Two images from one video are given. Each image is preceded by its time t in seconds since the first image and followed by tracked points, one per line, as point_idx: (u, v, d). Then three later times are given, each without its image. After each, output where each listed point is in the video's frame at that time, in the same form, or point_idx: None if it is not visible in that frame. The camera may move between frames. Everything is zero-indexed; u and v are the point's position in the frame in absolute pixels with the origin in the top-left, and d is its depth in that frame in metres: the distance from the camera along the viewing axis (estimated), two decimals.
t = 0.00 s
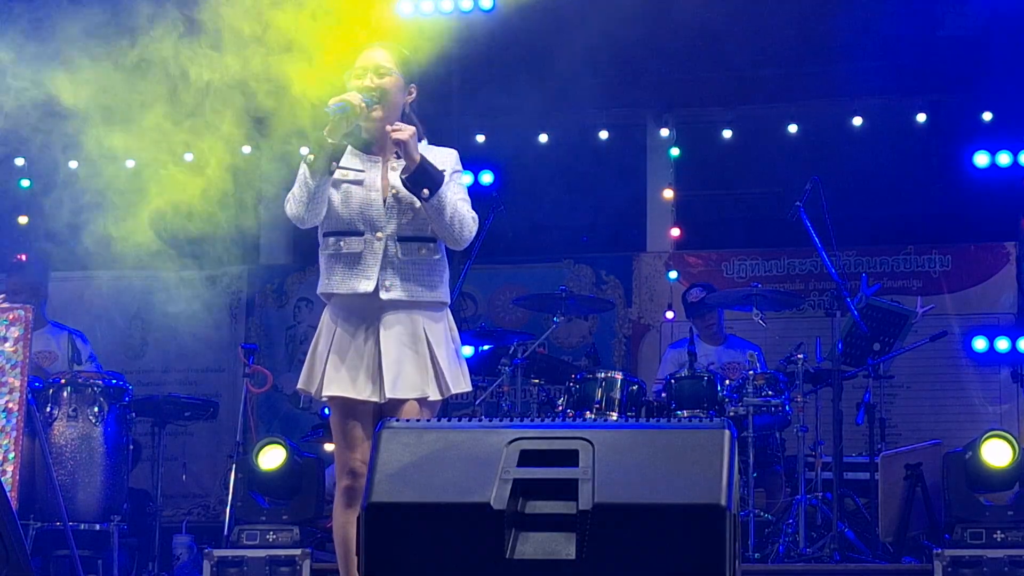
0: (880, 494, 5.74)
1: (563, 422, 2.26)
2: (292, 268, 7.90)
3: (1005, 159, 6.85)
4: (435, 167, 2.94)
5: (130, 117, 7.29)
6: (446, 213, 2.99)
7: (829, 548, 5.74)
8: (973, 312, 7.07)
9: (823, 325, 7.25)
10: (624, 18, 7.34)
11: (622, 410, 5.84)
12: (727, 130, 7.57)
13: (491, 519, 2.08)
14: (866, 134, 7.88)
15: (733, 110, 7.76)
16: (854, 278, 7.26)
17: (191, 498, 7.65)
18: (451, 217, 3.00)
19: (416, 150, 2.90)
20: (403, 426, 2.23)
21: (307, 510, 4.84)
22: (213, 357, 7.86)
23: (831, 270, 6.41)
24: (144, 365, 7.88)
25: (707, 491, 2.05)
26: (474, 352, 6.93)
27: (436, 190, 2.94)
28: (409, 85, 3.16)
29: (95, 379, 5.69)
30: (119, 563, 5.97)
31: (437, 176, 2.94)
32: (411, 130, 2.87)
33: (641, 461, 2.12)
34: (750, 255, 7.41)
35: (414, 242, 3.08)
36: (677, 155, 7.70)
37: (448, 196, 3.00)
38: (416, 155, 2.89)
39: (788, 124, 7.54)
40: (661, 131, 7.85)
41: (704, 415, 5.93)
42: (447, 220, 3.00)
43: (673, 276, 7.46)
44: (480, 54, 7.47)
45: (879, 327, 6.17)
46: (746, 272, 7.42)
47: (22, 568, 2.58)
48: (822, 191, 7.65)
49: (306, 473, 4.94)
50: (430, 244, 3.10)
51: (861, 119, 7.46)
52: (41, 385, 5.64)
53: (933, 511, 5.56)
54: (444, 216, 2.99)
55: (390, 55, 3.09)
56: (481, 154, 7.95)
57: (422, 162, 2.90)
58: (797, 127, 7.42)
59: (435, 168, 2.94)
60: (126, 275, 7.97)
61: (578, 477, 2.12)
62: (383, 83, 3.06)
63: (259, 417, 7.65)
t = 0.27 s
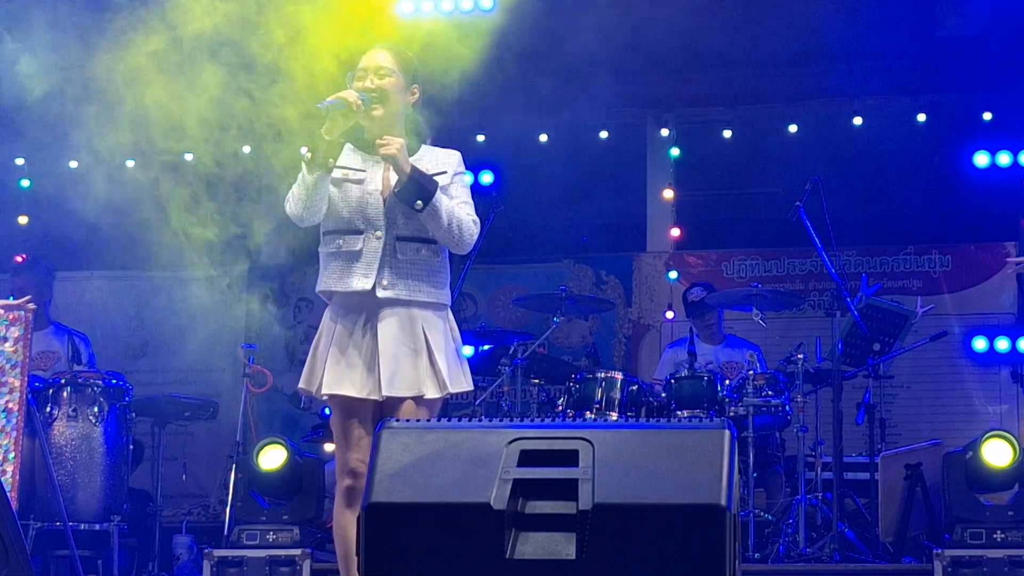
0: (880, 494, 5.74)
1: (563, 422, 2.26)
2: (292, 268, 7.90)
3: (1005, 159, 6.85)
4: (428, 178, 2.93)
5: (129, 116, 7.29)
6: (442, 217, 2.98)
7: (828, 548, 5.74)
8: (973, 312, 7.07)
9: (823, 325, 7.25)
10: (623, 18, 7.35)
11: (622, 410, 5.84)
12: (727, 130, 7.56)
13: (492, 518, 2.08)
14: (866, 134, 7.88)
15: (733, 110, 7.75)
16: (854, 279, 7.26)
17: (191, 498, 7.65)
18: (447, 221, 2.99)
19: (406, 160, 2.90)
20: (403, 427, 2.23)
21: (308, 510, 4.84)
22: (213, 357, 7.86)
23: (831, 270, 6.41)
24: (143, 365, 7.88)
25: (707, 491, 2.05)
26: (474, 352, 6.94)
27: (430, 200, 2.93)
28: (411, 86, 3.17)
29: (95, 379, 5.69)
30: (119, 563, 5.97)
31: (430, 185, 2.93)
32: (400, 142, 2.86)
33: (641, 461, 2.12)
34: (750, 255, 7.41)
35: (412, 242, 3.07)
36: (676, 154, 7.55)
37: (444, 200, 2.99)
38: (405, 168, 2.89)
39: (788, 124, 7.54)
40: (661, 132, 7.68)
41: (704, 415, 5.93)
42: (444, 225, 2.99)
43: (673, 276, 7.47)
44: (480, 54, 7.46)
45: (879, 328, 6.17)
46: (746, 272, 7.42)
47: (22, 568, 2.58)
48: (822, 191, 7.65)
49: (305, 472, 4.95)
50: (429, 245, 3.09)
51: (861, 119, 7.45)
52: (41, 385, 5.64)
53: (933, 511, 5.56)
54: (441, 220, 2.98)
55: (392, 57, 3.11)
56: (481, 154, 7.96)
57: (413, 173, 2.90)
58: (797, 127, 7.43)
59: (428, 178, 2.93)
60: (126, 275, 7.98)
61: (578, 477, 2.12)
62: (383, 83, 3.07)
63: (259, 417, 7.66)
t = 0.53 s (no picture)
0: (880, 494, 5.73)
1: (563, 422, 2.26)
2: (292, 268, 7.89)
3: (1005, 158, 6.84)
4: (422, 178, 2.94)
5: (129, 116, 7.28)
6: (437, 216, 2.97)
7: (829, 548, 5.74)
8: (973, 312, 7.07)
9: (823, 325, 7.25)
10: (623, 18, 7.34)
11: (622, 410, 5.84)
12: (727, 130, 7.56)
13: (492, 518, 2.08)
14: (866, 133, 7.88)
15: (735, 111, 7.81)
16: (854, 279, 7.26)
17: (191, 498, 7.64)
18: (443, 219, 2.99)
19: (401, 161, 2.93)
20: (402, 427, 2.23)
21: (309, 509, 4.84)
22: (213, 357, 7.86)
23: (831, 270, 6.41)
24: (143, 364, 7.88)
25: (707, 491, 2.05)
26: (474, 352, 6.93)
27: (425, 202, 2.94)
28: (413, 86, 3.17)
29: (95, 379, 5.68)
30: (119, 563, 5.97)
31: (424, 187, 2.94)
32: (394, 143, 2.90)
33: (640, 461, 2.12)
34: (750, 255, 7.41)
35: (410, 241, 3.06)
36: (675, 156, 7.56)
37: (439, 200, 2.98)
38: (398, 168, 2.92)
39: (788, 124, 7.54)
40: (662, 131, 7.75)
41: (704, 415, 5.93)
42: (440, 224, 2.99)
43: (673, 276, 7.47)
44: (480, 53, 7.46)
45: (879, 328, 6.17)
46: (746, 272, 7.42)
47: (22, 567, 2.58)
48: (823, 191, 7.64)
49: (306, 472, 4.96)
50: (428, 244, 3.08)
51: (861, 119, 7.45)
52: (41, 385, 5.64)
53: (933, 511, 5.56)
54: (436, 220, 2.97)
55: (393, 59, 3.10)
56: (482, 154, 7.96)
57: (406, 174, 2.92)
58: (797, 127, 7.43)
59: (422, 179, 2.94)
60: (126, 275, 7.97)
61: (578, 477, 2.12)
62: (383, 85, 3.07)
63: (259, 417, 7.65)
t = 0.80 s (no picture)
0: (880, 494, 5.73)
1: (563, 422, 2.26)
2: (292, 268, 7.89)
3: (1005, 159, 6.84)
4: (442, 224, 2.99)
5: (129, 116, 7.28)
6: (456, 249, 3.04)
7: (829, 548, 5.74)
8: (973, 312, 7.07)
9: (824, 325, 7.25)
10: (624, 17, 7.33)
11: (622, 410, 5.84)
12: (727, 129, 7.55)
13: (492, 518, 2.08)
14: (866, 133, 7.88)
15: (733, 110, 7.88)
16: (854, 279, 7.26)
17: (191, 499, 7.64)
18: (461, 251, 3.05)
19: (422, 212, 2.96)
20: (403, 427, 2.23)
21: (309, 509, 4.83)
22: (213, 357, 7.85)
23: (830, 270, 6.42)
24: (143, 364, 7.88)
25: (707, 491, 2.05)
26: (474, 352, 6.93)
27: (447, 244, 3.01)
28: (414, 81, 3.19)
29: (94, 379, 5.68)
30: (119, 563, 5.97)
31: (445, 230, 3.00)
32: (412, 198, 2.92)
33: (640, 461, 2.12)
34: (750, 255, 7.41)
35: (410, 245, 3.05)
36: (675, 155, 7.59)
37: (457, 232, 3.04)
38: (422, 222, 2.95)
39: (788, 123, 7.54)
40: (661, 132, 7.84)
41: (704, 415, 5.93)
42: (457, 255, 3.05)
43: (673, 276, 7.47)
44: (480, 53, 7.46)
45: (879, 328, 6.16)
46: (746, 272, 7.42)
47: (22, 567, 2.57)
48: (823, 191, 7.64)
49: (306, 473, 4.95)
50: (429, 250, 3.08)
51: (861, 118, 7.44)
52: (41, 385, 5.64)
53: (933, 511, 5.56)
54: (454, 253, 3.04)
55: (392, 59, 3.16)
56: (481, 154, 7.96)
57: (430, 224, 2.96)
58: (797, 127, 7.43)
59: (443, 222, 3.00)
60: (126, 275, 7.98)
61: (578, 477, 2.12)
62: (383, 84, 3.12)
63: (259, 417, 7.65)
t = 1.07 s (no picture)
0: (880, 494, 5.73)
1: (563, 422, 2.26)
2: (292, 268, 7.89)
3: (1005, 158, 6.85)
4: (445, 231, 2.99)
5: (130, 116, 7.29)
6: (460, 253, 3.04)
7: (829, 548, 5.74)
8: (973, 312, 7.07)
9: (823, 326, 7.25)
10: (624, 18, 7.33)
11: (622, 410, 5.84)
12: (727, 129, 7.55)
13: (491, 517, 2.08)
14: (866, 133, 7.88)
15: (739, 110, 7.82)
16: (854, 278, 7.26)
17: (191, 498, 7.63)
18: (465, 254, 3.05)
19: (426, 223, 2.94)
20: (403, 427, 2.23)
21: (309, 510, 4.84)
22: (213, 357, 7.85)
23: (830, 270, 6.42)
24: (143, 364, 7.88)
25: (707, 491, 2.05)
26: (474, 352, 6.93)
27: (451, 251, 3.01)
28: (413, 80, 3.19)
29: (94, 379, 5.68)
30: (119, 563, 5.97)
31: (449, 238, 3.00)
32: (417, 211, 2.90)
33: (641, 461, 2.12)
34: (750, 255, 7.41)
35: (405, 245, 3.05)
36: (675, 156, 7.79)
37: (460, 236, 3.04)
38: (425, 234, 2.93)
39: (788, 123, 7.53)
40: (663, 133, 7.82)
41: (704, 415, 5.93)
42: (462, 258, 3.05)
43: (673, 276, 7.47)
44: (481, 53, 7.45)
45: (879, 327, 6.16)
46: (746, 272, 7.42)
47: (22, 568, 2.57)
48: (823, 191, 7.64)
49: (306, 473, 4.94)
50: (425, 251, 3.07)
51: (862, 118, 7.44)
52: (41, 385, 5.64)
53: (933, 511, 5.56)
54: (459, 257, 3.04)
55: (393, 58, 3.18)
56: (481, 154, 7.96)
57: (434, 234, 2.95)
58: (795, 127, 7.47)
59: (446, 230, 2.99)
60: (126, 274, 7.98)
61: (578, 477, 2.12)
62: (381, 82, 3.14)
63: (259, 417, 7.65)
